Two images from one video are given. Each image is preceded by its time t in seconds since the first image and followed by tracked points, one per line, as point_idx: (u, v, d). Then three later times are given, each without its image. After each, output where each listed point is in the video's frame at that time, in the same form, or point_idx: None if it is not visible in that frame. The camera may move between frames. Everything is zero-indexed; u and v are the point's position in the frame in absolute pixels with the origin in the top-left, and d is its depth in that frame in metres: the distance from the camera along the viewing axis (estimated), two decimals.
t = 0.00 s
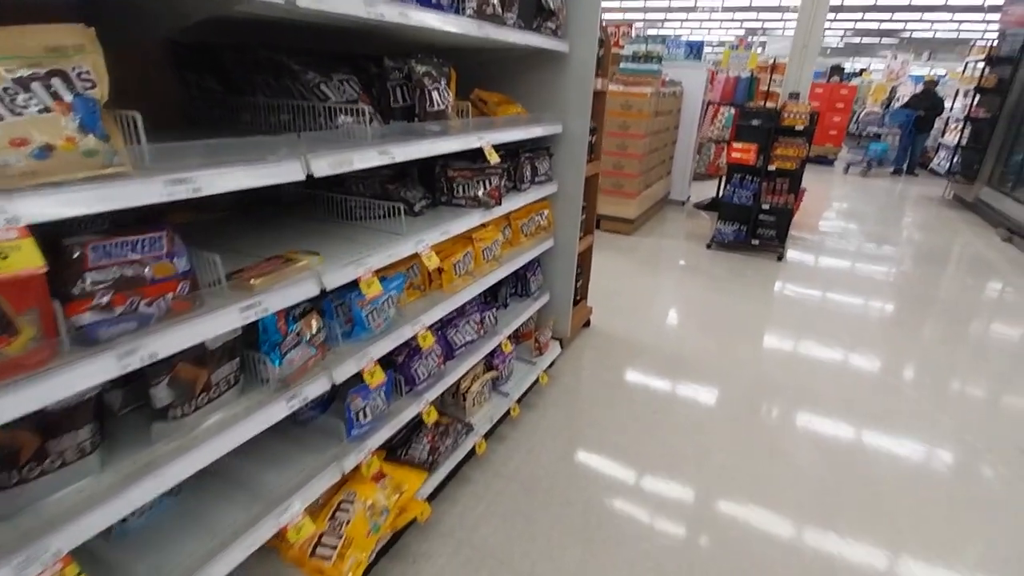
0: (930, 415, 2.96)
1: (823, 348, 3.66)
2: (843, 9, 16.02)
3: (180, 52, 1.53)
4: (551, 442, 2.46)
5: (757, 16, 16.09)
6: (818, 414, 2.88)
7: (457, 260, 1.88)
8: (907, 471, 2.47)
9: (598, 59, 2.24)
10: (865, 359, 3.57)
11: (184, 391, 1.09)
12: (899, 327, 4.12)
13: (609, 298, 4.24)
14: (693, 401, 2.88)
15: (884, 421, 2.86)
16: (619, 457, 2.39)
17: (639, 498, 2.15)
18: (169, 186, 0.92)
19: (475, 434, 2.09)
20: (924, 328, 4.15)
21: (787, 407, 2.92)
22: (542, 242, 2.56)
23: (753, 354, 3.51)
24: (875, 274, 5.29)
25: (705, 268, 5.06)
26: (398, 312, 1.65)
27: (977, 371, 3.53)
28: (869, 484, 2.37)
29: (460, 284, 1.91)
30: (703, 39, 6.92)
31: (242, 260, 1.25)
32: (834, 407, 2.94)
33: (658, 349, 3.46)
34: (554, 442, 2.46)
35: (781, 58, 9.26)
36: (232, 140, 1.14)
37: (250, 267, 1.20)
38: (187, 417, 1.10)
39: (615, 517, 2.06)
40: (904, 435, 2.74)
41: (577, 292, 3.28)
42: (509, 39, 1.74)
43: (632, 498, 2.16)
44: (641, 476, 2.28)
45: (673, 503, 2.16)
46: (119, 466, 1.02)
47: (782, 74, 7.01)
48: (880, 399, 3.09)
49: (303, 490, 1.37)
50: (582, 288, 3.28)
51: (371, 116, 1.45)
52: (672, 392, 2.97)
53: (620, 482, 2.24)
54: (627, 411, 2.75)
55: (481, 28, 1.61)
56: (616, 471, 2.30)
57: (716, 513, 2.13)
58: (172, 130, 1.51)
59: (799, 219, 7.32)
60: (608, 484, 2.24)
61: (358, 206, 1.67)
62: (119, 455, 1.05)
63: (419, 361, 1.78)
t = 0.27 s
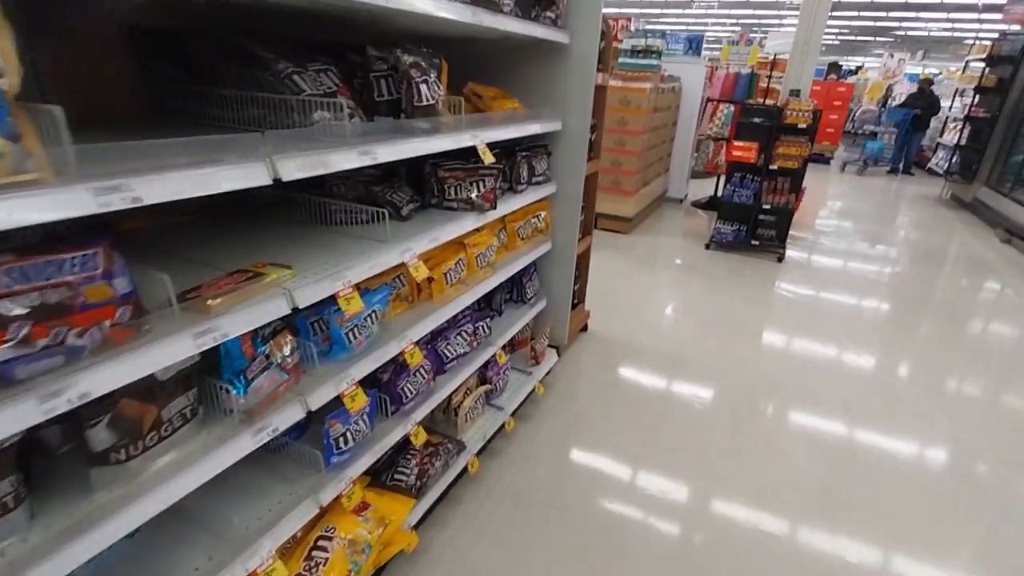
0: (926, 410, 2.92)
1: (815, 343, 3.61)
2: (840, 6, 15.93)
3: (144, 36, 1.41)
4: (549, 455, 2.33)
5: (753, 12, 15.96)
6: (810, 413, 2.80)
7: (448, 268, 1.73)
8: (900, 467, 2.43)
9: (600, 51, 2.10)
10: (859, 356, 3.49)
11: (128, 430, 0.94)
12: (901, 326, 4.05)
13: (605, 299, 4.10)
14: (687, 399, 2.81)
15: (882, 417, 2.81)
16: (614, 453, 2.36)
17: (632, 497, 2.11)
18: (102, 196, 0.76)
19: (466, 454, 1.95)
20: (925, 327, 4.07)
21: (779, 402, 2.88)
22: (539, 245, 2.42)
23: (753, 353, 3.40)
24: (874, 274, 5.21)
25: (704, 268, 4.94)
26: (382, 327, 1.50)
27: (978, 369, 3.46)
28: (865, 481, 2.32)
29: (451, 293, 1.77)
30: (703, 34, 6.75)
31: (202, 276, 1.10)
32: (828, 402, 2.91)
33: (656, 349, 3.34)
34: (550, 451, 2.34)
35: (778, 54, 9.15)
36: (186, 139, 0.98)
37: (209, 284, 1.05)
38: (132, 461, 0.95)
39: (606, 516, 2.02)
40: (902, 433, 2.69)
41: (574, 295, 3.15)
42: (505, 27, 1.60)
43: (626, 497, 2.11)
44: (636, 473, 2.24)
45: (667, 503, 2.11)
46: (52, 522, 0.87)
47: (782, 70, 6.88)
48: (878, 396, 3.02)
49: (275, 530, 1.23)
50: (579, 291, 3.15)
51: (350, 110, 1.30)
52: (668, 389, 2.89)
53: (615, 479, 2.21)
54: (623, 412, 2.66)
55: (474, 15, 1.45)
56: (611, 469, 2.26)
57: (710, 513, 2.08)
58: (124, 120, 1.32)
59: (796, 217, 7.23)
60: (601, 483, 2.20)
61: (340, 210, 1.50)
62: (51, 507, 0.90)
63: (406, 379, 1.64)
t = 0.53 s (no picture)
0: (945, 421, 2.77)
1: (823, 350, 3.45)
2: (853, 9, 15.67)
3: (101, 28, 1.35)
4: (548, 471, 2.18)
5: (764, 13, 15.72)
6: (819, 418, 2.68)
7: (434, 280, 1.59)
8: (912, 471, 2.34)
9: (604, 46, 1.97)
10: (866, 364, 3.32)
11: (40, 475, 0.81)
12: (919, 333, 3.89)
13: (608, 303, 3.94)
14: (693, 401, 2.71)
15: (892, 422, 2.70)
16: (615, 456, 2.27)
17: (635, 500, 2.03)
18: None
19: (454, 478, 1.80)
20: (941, 336, 3.90)
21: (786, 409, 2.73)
22: (537, 253, 2.27)
23: (761, 362, 3.23)
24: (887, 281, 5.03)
25: (713, 274, 4.76)
26: (357, 346, 1.36)
27: (997, 381, 3.29)
28: (877, 487, 2.22)
29: (437, 307, 1.62)
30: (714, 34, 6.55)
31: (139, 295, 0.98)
32: (837, 408, 2.78)
33: (660, 357, 3.17)
34: (545, 467, 2.18)
35: (789, 55, 8.95)
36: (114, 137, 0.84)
37: (143, 304, 0.92)
38: (45, 510, 0.81)
39: (604, 522, 1.94)
40: (915, 442, 2.55)
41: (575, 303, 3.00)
42: (502, 20, 1.46)
43: (629, 501, 2.03)
44: (640, 479, 2.15)
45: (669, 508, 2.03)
46: None
47: (796, 72, 6.67)
48: (889, 405, 2.87)
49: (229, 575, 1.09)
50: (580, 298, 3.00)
51: (317, 106, 1.18)
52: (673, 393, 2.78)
53: (618, 483, 2.12)
54: (623, 419, 2.54)
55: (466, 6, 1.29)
56: (614, 473, 2.18)
57: (713, 520, 1.99)
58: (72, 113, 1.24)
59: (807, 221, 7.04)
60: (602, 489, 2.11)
61: (312, 217, 1.36)
62: None
63: (385, 401, 1.49)
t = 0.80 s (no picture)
0: (982, 440, 2.54)
1: (845, 356, 3.23)
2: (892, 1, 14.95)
3: None
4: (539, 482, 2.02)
5: (797, 5, 15.12)
6: (841, 425, 2.54)
7: (401, 281, 1.45)
8: (944, 483, 2.20)
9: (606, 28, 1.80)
10: (892, 371, 3.10)
11: None
12: (954, 342, 3.63)
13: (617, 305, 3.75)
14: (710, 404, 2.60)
15: (921, 431, 2.54)
16: (625, 456, 2.19)
17: (648, 502, 1.95)
18: None
19: (427, 492, 1.67)
20: (977, 345, 3.64)
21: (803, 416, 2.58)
22: (531, 251, 2.11)
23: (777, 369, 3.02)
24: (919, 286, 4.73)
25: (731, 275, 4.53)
26: (306, 352, 1.23)
27: None
28: (900, 498, 2.10)
29: (406, 310, 1.48)
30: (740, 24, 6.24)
31: (33, 293, 0.86)
32: (859, 416, 2.61)
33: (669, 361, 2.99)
34: (536, 477, 2.03)
35: (821, 48, 8.55)
36: None
37: (28, 306, 0.80)
38: None
39: (615, 523, 1.87)
40: (947, 454, 2.38)
41: (576, 305, 2.83)
42: None
43: (640, 502, 1.96)
44: (650, 481, 2.06)
45: (683, 513, 1.94)
46: None
47: (826, 65, 6.33)
48: (917, 416, 2.67)
49: None
50: (582, 299, 2.84)
51: (257, 86, 1.07)
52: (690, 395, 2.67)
53: (627, 484, 2.04)
54: (625, 425, 2.39)
55: None
56: (623, 474, 2.09)
57: (729, 526, 1.91)
58: (0, 90, 1.14)
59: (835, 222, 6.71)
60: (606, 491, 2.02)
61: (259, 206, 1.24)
62: None
63: (343, 412, 1.37)
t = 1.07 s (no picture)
0: None
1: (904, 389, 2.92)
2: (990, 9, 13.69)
3: None
4: (538, 505, 1.89)
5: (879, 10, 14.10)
6: (894, 462, 2.32)
7: (390, 291, 1.35)
8: (1012, 538, 1.97)
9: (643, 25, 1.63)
10: (960, 411, 2.77)
11: None
12: None
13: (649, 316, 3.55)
14: (750, 425, 2.45)
15: (988, 481, 2.27)
16: (652, 471, 2.10)
17: (673, 520, 1.87)
18: None
19: (408, 514, 1.57)
20: None
21: (850, 449, 2.35)
22: (546, 263, 1.98)
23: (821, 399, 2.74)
24: (997, 322, 4.25)
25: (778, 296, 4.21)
26: (274, 363, 1.16)
27: None
28: (957, 553, 1.88)
29: (394, 322, 1.38)
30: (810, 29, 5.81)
31: None
32: (915, 454, 2.37)
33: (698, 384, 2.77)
34: (535, 500, 1.90)
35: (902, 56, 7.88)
36: None
37: None
38: None
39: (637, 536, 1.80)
40: (1018, 508, 2.12)
41: (599, 318, 2.66)
42: None
43: (665, 519, 1.88)
44: (677, 502, 1.96)
45: (710, 535, 1.85)
46: None
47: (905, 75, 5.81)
48: (986, 465, 2.37)
49: None
50: (606, 312, 2.67)
51: (236, 79, 0.99)
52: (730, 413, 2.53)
53: (652, 503, 1.94)
54: (647, 445, 2.24)
55: None
56: (649, 491, 1.99)
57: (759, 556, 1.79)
58: None
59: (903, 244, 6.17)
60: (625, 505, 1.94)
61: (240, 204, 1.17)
62: None
63: (314, 426, 1.28)
